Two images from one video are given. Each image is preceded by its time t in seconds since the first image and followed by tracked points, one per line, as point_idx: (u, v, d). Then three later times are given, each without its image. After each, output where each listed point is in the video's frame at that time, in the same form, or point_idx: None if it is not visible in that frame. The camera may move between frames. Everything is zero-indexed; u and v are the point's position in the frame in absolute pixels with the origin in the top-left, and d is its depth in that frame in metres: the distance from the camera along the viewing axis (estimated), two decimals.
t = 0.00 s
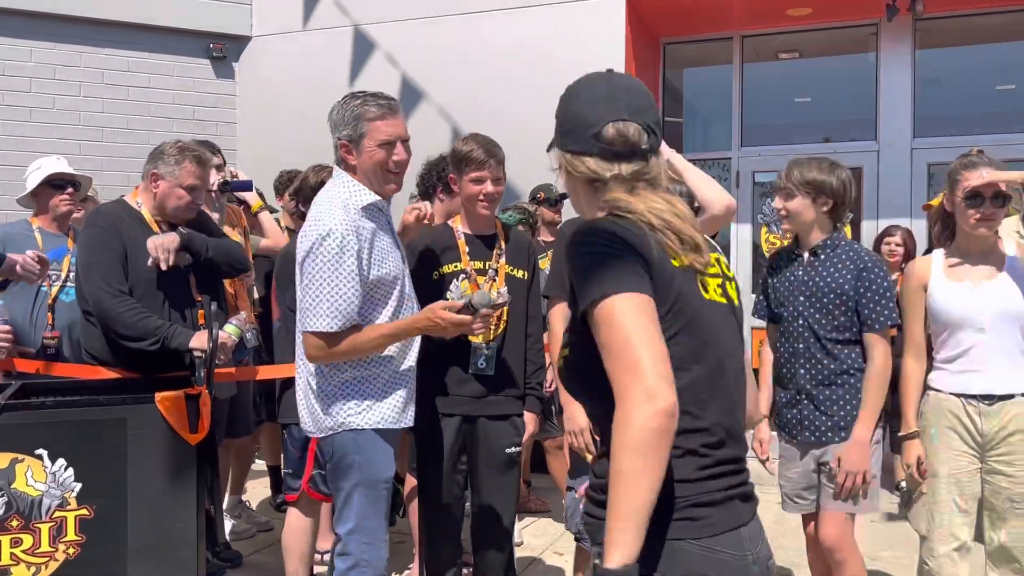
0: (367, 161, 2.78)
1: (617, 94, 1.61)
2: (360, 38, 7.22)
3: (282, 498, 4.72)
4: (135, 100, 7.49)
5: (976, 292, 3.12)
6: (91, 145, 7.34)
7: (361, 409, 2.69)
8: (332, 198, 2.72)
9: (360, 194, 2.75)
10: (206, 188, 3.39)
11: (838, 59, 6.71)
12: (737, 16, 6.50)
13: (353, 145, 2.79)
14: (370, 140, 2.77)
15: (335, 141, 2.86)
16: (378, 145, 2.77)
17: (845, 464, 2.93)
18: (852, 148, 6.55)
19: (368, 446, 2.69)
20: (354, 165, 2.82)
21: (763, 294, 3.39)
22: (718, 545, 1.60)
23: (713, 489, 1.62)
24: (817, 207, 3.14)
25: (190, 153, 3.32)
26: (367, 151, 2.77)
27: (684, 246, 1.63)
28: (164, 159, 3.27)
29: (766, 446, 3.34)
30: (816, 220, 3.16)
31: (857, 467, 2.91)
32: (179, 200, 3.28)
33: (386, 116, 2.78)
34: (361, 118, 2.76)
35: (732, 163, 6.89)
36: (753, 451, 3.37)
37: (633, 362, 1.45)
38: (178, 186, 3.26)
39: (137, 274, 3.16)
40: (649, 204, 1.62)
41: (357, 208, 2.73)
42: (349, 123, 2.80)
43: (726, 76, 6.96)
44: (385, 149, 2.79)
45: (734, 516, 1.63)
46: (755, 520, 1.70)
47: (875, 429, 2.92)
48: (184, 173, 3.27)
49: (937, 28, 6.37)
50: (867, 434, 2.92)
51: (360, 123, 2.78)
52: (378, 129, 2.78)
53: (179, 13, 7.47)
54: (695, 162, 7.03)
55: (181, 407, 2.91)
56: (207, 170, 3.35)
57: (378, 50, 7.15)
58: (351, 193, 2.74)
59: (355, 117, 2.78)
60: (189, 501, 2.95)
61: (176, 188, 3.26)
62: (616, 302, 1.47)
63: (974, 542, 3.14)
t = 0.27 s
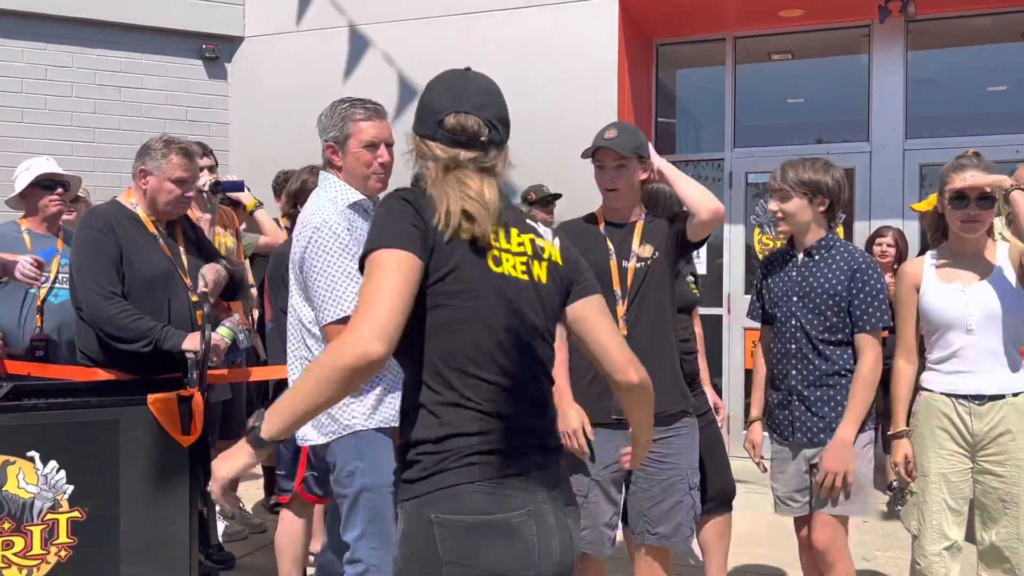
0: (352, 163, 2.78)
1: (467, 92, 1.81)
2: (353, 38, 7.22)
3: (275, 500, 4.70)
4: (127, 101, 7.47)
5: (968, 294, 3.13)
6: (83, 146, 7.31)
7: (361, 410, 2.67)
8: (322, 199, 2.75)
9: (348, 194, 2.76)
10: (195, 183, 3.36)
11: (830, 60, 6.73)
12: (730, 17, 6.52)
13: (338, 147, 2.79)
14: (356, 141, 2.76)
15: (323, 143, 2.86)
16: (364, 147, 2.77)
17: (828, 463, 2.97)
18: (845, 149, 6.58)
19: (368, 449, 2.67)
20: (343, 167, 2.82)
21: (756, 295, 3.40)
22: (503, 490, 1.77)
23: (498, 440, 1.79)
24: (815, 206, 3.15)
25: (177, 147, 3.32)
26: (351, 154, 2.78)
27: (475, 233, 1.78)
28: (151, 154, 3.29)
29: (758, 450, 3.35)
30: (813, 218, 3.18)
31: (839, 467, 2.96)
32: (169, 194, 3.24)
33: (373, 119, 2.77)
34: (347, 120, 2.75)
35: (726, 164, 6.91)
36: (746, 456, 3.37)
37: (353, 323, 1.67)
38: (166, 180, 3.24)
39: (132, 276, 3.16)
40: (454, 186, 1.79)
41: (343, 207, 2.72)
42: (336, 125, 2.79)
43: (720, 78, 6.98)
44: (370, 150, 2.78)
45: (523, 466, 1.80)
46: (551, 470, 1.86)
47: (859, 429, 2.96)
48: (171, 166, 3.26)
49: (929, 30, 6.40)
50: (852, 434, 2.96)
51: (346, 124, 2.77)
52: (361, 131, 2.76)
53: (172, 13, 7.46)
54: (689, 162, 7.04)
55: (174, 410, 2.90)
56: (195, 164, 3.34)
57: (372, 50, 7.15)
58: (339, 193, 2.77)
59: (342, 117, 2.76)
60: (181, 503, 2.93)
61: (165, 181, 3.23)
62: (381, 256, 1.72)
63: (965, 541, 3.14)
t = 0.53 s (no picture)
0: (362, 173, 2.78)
1: (342, 124, 1.99)
2: (349, 39, 7.22)
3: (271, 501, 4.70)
4: (122, 102, 7.46)
5: (955, 298, 3.13)
6: (79, 147, 7.30)
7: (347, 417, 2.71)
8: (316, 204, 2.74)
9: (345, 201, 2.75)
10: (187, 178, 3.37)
11: (826, 61, 6.75)
12: (725, 18, 6.53)
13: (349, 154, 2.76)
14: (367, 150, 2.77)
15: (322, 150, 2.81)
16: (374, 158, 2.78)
17: (838, 468, 2.97)
18: (840, 149, 6.60)
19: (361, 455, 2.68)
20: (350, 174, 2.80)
21: (758, 294, 3.41)
22: (325, 498, 1.90)
23: (319, 452, 1.91)
24: (823, 204, 3.14)
25: (166, 141, 3.34)
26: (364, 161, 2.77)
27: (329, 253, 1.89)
28: (143, 151, 3.30)
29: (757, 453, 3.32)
30: (820, 216, 3.17)
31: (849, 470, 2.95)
32: (161, 190, 3.25)
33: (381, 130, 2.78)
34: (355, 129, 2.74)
35: (721, 164, 6.92)
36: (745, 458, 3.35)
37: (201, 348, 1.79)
38: (156, 176, 3.25)
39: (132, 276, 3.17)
40: (299, 213, 1.89)
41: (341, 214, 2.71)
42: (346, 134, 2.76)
43: (715, 79, 6.99)
44: (380, 163, 2.81)
45: (345, 472, 1.93)
46: (372, 473, 1.99)
47: (866, 433, 2.93)
48: (161, 161, 3.27)
49: (924, 31, 6.42)
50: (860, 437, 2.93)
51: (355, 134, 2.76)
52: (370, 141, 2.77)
53: (167, 14, 7.45)
54: (685, 163, 7.05)
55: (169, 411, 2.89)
56: (184, 158, 3.35)
57: (369, 51, 7.15)
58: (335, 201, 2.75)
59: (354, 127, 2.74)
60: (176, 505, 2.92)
61: (155, 177, 3.24)
62: (225, 286, 1.83)
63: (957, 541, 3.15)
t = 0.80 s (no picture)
0: (361, 170, 2.80)
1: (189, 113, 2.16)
2: (347, 40, 7.23)
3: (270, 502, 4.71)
4: (121, 103, 7.47)
5: (943, 299, 3.12)
6: (77, 148, 7.31)
7: (346, 412, 2.69)
8: (318, 200, 2.76)
9: (348, 199, 2.78)
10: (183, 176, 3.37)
11: (823, 62, 6.76)
12: (723, 19, 6.54)
13: (348, 155, 2.79)
14: (365, 149, 2.79)
15: (327, 155, 2.85)
16: (373, 154, 2.80)
17: (842, 473, 2.98)
18: (838, 150, 6.61)
19: (353, 452, 2.70)
20: (348, 173, 2.82)
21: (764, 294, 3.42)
22: (200, 464, 1.98)
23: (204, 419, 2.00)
24: (828, 203, 3.14)
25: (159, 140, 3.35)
26: (360, 160, 2.79)
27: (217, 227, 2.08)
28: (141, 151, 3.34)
29: (759, 447, 3.33)
30: (825, 215, 3.17)
31: (853, 475, 2.96)
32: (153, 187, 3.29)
33: (378, 127, 2.82)
34: (354, 129, 2.78)
35: (719, 165, 6.93)
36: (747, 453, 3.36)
37: (131, 330, 1.85)
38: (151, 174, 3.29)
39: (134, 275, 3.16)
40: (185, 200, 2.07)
41: (347, 211, 2.76)
42: (343, 135, 2.80)
43: (713, 79, 7.00)
44: (380, 158, 2.82)
45: (224, 440, 2.02)
46: (253, 443, 2.07)
47: (872, 438, 2.94)
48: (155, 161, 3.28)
49: (921, 31, 6.43)
50: (864, 443, 2.93)
51: (353, 134, 2.80)
52: (370, 141, 2.81)
53: (165, 15, 7.46)
54: (683, 164, 7.07)
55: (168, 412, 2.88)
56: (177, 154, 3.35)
57: (368, 51, 7.16)
58: (338, 198, 2.77)
59: (349, 127, 2.79)
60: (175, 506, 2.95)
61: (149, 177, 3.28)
62: (134, 268, 1.90)
63: (947, 539, 3.12)
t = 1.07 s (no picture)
0: (360, 169, 2.87)
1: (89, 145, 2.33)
2: (348, 40, 7.23)
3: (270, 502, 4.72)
4: (121, 104, 7.47)
5: (946, 301, 3.10)
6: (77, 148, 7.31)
7: (344, 397, 2.72)
8: (321, 195, 2.84)
9: (350, 194, 2.85)
10: (182, 177, 3.36)
11: (822, 62, 6.76)
12: (723, 19, 6.54)
13: (348, 155, 2.87)
14: (365, 150, 2.85)
15: (331, 152, 2.93)
16: (372, 156, 2.86)
17: (834, 476, 2.97)
18: (838, 150, 6.61)
19: (343, 442, 2.72)
20: (348, 171, 2.89)
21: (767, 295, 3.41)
22: (82, 466, 2.19)
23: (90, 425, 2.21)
24: (827, 205, 3.11)
25: (158, 141, 3.34)
26: (359, 160, 2.86)
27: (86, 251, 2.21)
28: (141, 152, 3.33)
29: (753, 445, 3.35)
30: (825, 217, 3.14)
31: (846, 480, 2.94)
32: (153, 188, 3.27)
33: (380, 130, 2.86)
34: (357, 130, 2.84)
35: (719, 165, 6.93)
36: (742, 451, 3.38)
37: None
38: (150, 176, 3.27)
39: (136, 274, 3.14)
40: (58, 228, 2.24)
41: (349, 206, 2.82)
42: (347, 134, 2.87)
43: (713, 79, 7.00)
44: (379, 159, 2.87)
45: (108, 447, 2.22)
46: (139, 453, 2.27)
47: (867, 443, 2.92)
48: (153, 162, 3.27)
49: (921, 31, 6.44)
50: (858, 448, 2.92)
51: (356, 134, 2.86)
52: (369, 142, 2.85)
53: (165, 16, 7.46)
54: (683, 164, 7.07)
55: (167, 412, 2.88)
56: (177, 156, 3.33)
57: (368, 52, 7.16)
58: (341, 192, 2.85)
59: (351, 127, 2.86)
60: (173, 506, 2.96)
61: (148, 178, 3.27)
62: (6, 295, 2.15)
63: (944, 538, 3.12)
